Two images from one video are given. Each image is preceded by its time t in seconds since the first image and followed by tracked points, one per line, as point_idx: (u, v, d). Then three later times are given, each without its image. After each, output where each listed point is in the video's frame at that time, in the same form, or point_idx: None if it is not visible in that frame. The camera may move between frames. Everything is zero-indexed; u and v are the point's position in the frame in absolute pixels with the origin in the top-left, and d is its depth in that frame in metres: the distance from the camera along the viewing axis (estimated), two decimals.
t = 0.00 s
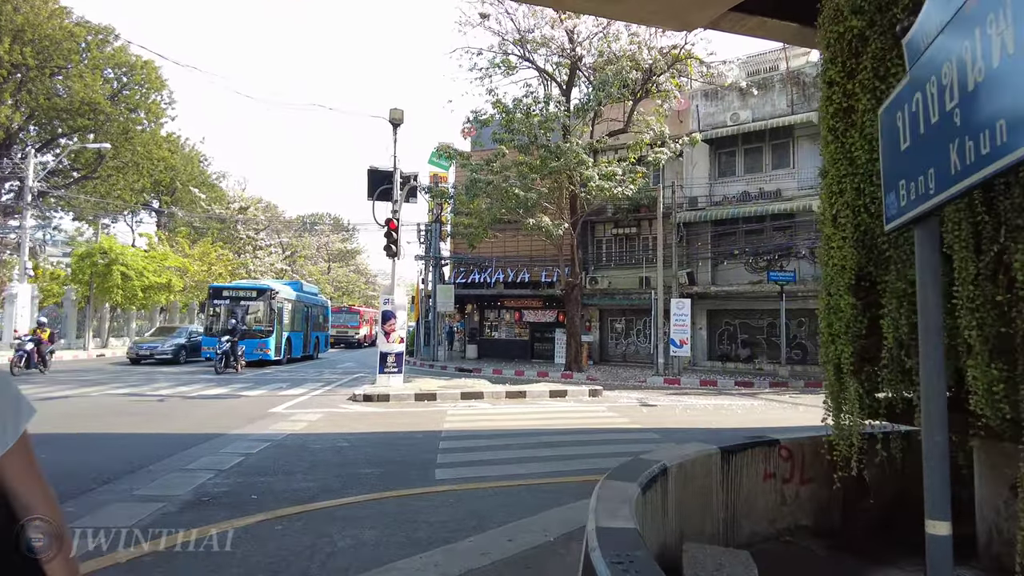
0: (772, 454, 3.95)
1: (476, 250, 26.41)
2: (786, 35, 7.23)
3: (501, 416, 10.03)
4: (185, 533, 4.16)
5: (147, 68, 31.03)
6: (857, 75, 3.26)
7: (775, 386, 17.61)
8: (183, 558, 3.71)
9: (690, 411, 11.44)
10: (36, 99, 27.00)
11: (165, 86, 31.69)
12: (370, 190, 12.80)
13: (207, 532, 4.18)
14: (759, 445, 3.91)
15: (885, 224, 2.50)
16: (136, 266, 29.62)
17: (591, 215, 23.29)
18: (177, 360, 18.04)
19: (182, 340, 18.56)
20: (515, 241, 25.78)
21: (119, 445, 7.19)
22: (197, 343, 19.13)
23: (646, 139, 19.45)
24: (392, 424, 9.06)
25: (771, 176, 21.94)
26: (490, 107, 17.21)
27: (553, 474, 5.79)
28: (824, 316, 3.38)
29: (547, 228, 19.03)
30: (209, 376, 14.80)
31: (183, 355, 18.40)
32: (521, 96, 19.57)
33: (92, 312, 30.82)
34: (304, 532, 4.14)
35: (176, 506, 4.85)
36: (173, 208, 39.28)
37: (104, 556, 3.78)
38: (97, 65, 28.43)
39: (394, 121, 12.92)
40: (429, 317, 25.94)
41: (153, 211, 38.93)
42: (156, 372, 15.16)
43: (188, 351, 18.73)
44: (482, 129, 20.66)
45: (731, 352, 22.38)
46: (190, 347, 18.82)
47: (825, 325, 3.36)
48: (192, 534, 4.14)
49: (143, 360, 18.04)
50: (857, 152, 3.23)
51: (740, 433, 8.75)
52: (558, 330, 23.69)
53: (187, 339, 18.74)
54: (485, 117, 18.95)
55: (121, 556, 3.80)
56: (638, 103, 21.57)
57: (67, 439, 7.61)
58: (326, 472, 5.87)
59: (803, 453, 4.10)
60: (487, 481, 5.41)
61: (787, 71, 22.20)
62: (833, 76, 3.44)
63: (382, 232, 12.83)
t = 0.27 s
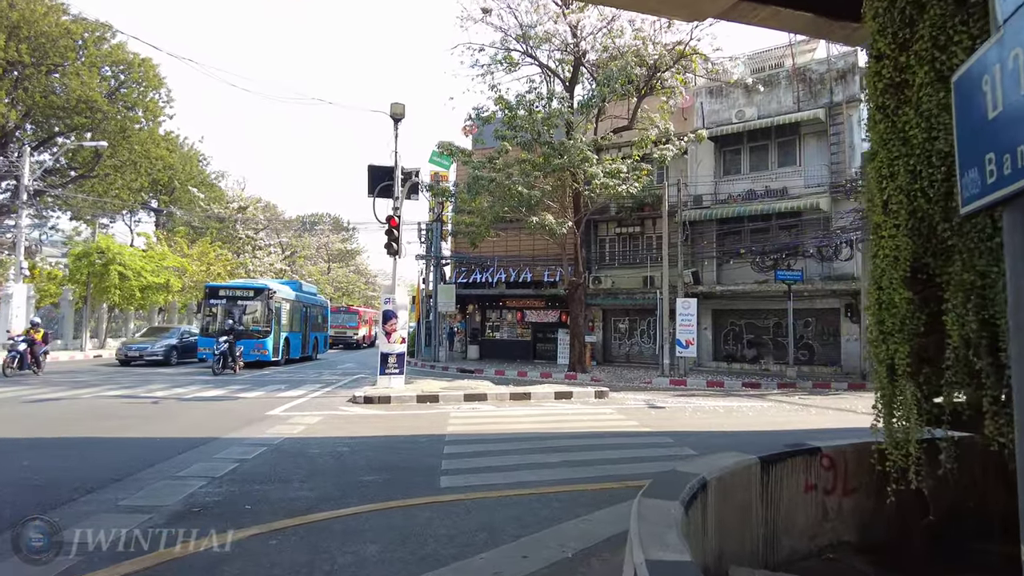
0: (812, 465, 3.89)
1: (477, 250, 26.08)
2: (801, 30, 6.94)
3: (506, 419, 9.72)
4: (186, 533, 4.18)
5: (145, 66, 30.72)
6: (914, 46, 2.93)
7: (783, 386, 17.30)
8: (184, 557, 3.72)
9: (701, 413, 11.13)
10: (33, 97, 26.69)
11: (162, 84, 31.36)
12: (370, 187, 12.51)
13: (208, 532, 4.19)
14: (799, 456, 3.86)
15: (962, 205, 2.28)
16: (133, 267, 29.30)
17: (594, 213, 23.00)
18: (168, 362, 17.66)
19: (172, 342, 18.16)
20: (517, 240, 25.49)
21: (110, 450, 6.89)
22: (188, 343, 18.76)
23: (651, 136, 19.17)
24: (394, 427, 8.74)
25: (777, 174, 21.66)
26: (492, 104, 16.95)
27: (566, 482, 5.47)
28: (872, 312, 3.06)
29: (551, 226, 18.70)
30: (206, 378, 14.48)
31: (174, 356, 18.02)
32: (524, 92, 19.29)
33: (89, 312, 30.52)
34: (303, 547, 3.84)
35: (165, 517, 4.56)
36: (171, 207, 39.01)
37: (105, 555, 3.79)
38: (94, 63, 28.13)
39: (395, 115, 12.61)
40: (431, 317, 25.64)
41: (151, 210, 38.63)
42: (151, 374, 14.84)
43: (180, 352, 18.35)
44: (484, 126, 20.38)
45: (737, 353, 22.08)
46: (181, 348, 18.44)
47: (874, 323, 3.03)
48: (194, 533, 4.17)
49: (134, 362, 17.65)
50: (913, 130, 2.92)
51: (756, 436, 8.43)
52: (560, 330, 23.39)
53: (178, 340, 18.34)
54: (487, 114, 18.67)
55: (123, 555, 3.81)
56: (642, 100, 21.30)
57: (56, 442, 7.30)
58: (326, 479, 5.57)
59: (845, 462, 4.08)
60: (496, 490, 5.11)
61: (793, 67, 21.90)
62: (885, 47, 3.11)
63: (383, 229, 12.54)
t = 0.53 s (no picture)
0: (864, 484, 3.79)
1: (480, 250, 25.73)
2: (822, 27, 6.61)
3: (513, 424, 9.39)
4: (186, 533, 4.32)
5: (143, 64, 30.39)
6: (987, 14, 2.61)
7: (792, 390, 16.99)
8: (191, 557, 3.87)
9: (712, 418, 10.81)
10: (29, 95, 26.37)
11: (161, 83, 31.03)
12: (372, 186, 12.19)
13: (205, 534, 4.31)
14: (851, 477, 3.74)
15: None
16: (131, 267, 28.98)
17: (598, 214, 22.71)
18: (160, 364, 17.28)
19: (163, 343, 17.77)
20: (520, 240, 25.17)
21: (99, 460, 6.59)
22: (180, 345, 18.39)
23: (656, 135, 18.88)
24: (397, 433, 8.41)
25: (783, 173, 21.37)
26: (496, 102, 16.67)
27: (582, 496, 5.14)
28: (936, 317, 2.73)
29: (555, 226, 18.36)
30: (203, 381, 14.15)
31: (165, 358, 17.63)
32: (528, 90, 18.98)
33: (87, 314, 30.21)
34: (301, 572, 3.53)
35: (153, 537, 4.27)
36: (170, 208, 38.75)
37: (110, 557, 3.90)
38: (91, 61, 27.80)
39: (397, 112, 12.28)
40: (432, 318, 25.35)
41: (150, 211, 38.35)
42: (147, 376, 14.51)
43: (172, 354, 17.98)
44: (487, 125, 20.09)
45: (743, 355, 21.76)
46: (172, 350, 18.05)
47: (940, 328, 2.70)
48: (194, 533, 4.30)
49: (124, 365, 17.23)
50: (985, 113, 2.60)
51: (774, 443, 8.10)
52: (564, 332, 23.08)
53: (171, 343, 17.95)
54: (491, 112, 18.37)
55: (128, 556, 3.93)
56: (647, 98, 21.01)
57: (45, 450, 6.99)
58: (326, 493, 5.25)
59: (898, 481, 3.95)
60: (507, 506, 4.79)
61: (800, 65, 21.58)
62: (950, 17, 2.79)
63: (385, 229, 12.21)
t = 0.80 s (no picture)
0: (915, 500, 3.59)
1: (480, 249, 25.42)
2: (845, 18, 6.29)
3: (516, 428, 9.08)
4: (186, 533, 4.34)
5: (141, 62, 30.05)
6: None
7: (798, 391, 16.71)
8: (190, 557, 3.90)
9: (720, 421, 10.51)
10: (25, 93, 26.05)
11: (159, 81, 30.69)
12: (371, 182, 11.87)
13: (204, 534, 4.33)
14: (902, 492, 3.54)
15: None
16: (128, 267, 28.69)
17: (600, 212, 22.43)
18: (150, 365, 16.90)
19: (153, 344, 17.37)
20: (521, 239, 24.88)
21: (84, 467, 6.29)
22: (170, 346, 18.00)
23: (660, 132, 18.60)
24: (397, 438, 8.11)
25: (788, 171, 21.11)
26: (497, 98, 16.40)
27: (593, 507, 4.85)
28: (1002, 316, 2.68)
29: (557, 225, 18.02)
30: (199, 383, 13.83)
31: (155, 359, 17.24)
32: (530, 87, 18.70)
33: (83, 314, 29.92)
34: None
35: (143, 547, 4.10)
36: (168, 207, 38.48)
37: (107, 556, 3.93)
38: (88, 58, 27.46)
39: (397, 107, 12.00)
40: (432, 318, 25.07)
41: (149, 210, 38.07)
42: (142, 378, 14.20)
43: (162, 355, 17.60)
44: (488, 123, 19.81)
45: (747, 355, 21.48)
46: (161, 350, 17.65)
47: (1009, 328, 2.64)
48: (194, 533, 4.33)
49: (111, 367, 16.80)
50: None
51: (788, 448, 7.79)
52: (565, 332, 22.78)
53: (161, 344, 17.55)
54: (492, 109, 18.09)
55: (126, 555, 3.97)
56: (650, 96, 20.75)
57: (30, 455, 6.72)
58: (322, 505, 4.94)
59: (951, 497, 3.73)
60: (514, 518, 4.49)
61: (805, 62, 21.31)
62: None
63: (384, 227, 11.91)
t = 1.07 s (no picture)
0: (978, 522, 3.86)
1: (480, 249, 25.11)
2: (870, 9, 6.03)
3: (519, 433, 8.79)
4: (186, 534, 4.40)
5: (137, 61, 29.73)
6: None
7: (804, 392, 16.43)
8: (190, 558, 3.96)
9: (728, 424, 10.22)
10: (18, 93, 25.74)
11: (155, 80, 30.37)
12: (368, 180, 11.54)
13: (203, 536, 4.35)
14: (963, 514, 3.83)
15: None
16: (124, 269, 28.39)
17: (602, 212, 22.15)
18: (139, 369, 16.51)
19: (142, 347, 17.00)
20: (522, 239, 24.59)
21: (68, 477, 6.01)
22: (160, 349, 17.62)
23: (663, 129, 18.32)
24: (396, 444, 7.80)
25: (792, 170, 20.85)
26: (497, 96, 16.12)
27: (604, 520, 4.56)
28: None
29: (559, 224, 17.66)
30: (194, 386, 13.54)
31: (145, 362, 16.86)
32: (531, 84, 18.42)
33: (79, 316, 29.62)
34: None
35: (143, 547, 4.15)
36: (165, 208, 38.19)
37: (106, 557, 3.98)
38: (83, 58, 27.14)
39: (395, 103, 11.71)
40: (432, 320, 24.78)
41: (146, 211, 37.78)
42: (135, 382, 13.89)
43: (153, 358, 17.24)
44: (487, 121, 19.52)
45: (752, 356, 21.22)
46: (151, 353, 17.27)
47: None
48: (194, 533, 4.39)
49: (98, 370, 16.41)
50: None
51: (803, 453, 7.49)
52: (567, 333, 22.49)
53: (150, 346, 17.16)
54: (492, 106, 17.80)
55: (127, 556, 4.03)
56: (652, 93, 20.49)
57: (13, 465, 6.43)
58: (315, 519, 4.66)
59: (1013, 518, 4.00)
60: (520, 535, 4.19)
61: (808, 59, 21.03)
62: None
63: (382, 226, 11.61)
